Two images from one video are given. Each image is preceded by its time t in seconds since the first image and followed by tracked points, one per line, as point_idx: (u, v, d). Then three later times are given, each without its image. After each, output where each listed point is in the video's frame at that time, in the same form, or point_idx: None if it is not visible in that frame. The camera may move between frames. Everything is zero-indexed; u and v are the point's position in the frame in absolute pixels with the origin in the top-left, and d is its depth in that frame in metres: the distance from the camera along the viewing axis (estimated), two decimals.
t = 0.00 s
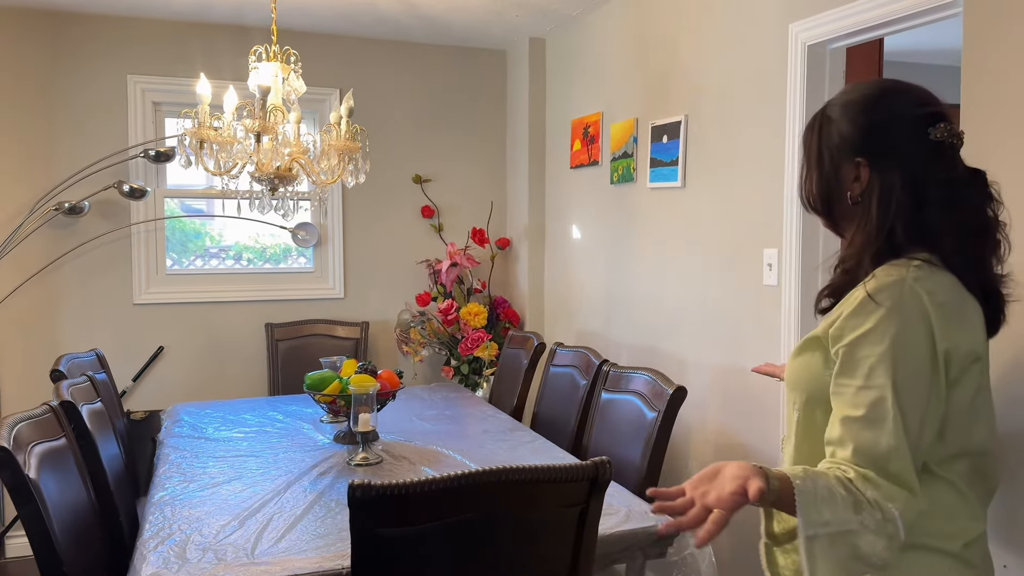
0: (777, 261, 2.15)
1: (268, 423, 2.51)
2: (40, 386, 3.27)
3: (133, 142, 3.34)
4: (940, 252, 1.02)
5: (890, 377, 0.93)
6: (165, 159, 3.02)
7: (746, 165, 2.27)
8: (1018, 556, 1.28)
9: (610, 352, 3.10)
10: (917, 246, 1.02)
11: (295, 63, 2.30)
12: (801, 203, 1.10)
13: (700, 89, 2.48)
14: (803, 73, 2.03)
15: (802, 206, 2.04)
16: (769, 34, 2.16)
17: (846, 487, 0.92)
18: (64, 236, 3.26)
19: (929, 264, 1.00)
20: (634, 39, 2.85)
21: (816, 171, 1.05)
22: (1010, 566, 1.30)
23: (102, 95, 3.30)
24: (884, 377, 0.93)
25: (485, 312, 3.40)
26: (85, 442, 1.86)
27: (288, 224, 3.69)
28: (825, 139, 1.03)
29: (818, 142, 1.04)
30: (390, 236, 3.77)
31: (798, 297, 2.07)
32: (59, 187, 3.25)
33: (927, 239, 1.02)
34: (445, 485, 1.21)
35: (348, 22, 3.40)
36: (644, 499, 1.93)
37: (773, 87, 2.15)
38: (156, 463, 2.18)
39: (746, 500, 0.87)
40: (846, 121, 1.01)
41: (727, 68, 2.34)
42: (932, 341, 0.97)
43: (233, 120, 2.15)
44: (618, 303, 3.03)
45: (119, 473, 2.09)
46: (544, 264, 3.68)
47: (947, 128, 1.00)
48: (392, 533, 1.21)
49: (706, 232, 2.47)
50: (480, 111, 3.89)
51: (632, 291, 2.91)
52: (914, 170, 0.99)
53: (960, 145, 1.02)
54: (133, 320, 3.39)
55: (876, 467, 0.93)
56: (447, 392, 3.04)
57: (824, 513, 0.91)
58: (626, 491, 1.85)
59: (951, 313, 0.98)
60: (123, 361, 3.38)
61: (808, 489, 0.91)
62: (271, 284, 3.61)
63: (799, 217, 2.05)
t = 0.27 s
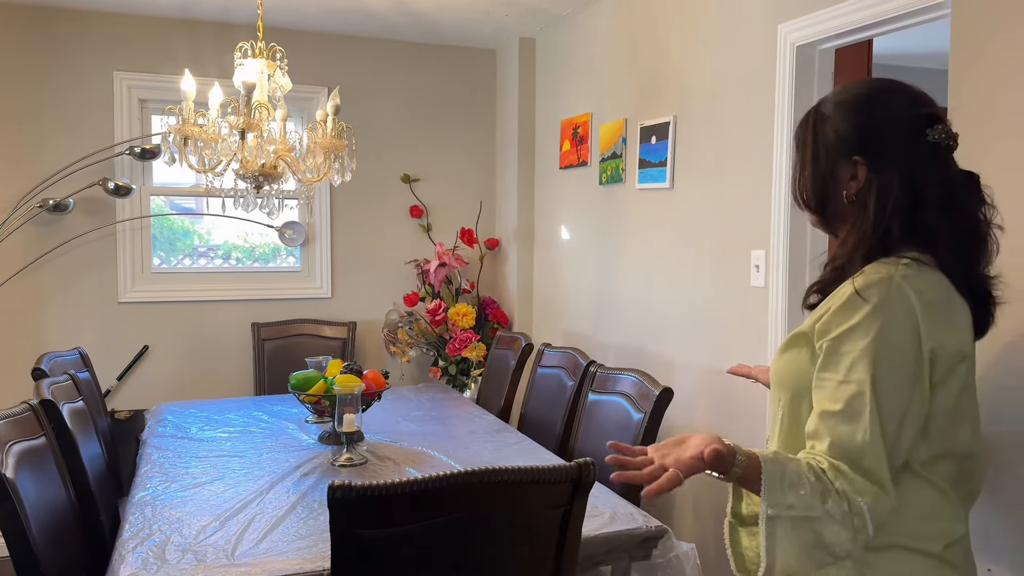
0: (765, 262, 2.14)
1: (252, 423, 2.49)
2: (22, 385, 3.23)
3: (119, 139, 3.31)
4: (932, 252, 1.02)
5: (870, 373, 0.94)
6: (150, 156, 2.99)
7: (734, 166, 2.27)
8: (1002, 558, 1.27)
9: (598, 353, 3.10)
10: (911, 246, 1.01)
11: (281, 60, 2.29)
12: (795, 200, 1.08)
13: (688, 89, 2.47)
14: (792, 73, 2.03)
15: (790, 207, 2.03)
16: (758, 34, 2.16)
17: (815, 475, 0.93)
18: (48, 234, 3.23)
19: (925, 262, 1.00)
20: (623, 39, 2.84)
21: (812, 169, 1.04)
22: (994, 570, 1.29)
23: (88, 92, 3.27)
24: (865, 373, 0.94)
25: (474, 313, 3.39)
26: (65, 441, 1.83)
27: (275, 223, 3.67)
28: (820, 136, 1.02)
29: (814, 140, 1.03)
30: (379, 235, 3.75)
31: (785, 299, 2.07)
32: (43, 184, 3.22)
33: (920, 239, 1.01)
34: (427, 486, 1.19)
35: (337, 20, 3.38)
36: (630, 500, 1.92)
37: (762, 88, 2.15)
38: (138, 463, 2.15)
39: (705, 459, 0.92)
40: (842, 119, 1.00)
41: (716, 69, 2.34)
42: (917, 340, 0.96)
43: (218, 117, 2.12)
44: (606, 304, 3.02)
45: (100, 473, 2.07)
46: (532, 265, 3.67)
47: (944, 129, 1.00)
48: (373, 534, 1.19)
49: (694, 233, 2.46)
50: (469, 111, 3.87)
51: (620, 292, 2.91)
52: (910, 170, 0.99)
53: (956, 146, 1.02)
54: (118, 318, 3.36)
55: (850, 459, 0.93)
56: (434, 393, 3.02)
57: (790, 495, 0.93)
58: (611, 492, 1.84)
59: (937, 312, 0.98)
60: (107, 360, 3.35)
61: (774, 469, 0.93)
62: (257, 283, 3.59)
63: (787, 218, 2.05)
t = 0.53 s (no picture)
0: (754, 263, 2.14)
1: (238, 424, 2.46)
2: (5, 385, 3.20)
3: (104, 137, 3.27)
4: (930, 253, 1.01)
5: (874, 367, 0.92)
6: (135, 154, 2.96)
7: (724, 166, 2.26)
8: (991, 558, 1.27)
9: (587, 353, 3.09)
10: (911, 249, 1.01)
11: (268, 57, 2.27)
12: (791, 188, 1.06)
13: (678, 89, 2.47)
14: (782, 74, 2.03)
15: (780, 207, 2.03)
16: (747, 34, 2.15)
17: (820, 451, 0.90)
18: (32, 232, 3.19)
19: (919, 263, 0.99)
20: (613, 38, 2.84)
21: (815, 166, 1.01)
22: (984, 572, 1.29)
23: (72, 89, 3.24)
24: (864, 368, 0.92)
25: (462, 313, 3.37)
26: (48, 442, 1.81)
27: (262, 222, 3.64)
28: (831, 134, 0.99)
29: (823, 137, 1.00)
30: (367, 234, 3.73)
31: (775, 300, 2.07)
32: (27, 182, 3.18)
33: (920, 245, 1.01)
34: (414, 488, 1.18)
35: (325, 18, 3.36)
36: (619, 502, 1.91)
37: (752, 88, 2.14)
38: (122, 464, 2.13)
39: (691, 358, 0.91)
40: (855, 117, 0.98)
41: (705, 68, 2.34)
42: (914, 336, 0.95)
43: (204, 115, 2.09)
44: (595, 303, 3.02)
45: (83, 475, 2.04)
46: (521, 264, 3.66)
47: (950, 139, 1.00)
48: (360, 536, 1.18)
49: (683, 233, 2.46)
50: (458, 110, 3.86)
51: (609, 291, 2.90)
52: (919, 178, 0.98)
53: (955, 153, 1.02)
54: (102, 318, 3.32)
55: (857, 446, 0.90)
56: (422, 393, 3.01)
57: (805, 469, 0.88)
58: (600, 494, 1.83)
59: (932, 310, 0.97)
60: (92, 360, 3.32)
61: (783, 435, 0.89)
62: (244, 282, 3.56)
63: (777, 218, 2.05)
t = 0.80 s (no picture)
0: (743, 263, 2.14)
1: (222, 427, 2.43)
2: None
3: (84, 135, 3.22)
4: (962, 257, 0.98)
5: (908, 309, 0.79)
6: (116, 153, 2.92)
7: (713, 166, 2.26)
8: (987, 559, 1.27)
9: (574, 353, 3.08)
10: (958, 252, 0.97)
11: (253, 55, 2.24)
12: (843, 174, 0.89)
13: (666, 88, 2.46)
14: (771, 73, 2.03)
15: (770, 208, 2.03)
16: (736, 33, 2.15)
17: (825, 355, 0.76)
18: (9, 232, 3.14)
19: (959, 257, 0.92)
20: (600, 37, 2.83)
21: (897, 166, 0.88)
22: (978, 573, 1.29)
23: (51, 86, 3.18)
24: (896, 316, 0.79)
25: (448, 313, 3.35)
26: (28, 447, 1.77)
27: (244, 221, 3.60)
28: (910, 126, 0.89)
29: (903, 128, 0.89)
30: (352, 234, 3.70)
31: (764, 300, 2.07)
32: (4, 180, 3.12)
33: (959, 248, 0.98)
34: (407, 493, 1.16)
35: (309, 16, 3.33)
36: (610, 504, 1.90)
37: (741, 87, 2.14)
38: (104, 468, 2.09)
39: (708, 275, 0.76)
40: (927, 110, 0.90)
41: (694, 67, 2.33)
42: (949, 318, 0.82)
43: (188, 113, 2.07)
44: (583, 303, 3.01)
45: (65, 479, 2.00)
46: (507, 264, 3.64)
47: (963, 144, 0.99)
48: (351, 542, 1.16)
49: (671, 232, 2.45)
50: (444, 109, 3.84)
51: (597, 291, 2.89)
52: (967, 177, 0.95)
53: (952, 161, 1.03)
54: (82, 319, 3.27)
55: (867, 378, 0.76)
56: (409, 394, 2.98)
57: (801, 349, 0.73)
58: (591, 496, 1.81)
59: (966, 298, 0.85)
60: (72, 362, 3.26)
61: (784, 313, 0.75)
62: (227, 283, 3.52)
63: (767, 219, 2.05)
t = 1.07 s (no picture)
0: (726, 262, 2.14)
1: (199, 432, 2.38)
2: None
3: (52, 134, 3.14)
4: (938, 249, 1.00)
5: (964, 354, 0.74)
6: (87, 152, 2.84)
7: (696, 165, 2.25)
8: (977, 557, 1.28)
9: (556, 353, 3.07)
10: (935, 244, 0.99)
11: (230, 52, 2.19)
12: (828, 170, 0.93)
13: (648, 87, 2.46)
14: (754, 73, 2.03)
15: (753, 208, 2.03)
16: (719, 33, 2.15)
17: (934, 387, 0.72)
18: None
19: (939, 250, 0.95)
20: (581, 36, 2.81)
21: (882, 168, 0.92)
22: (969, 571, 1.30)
23: (17, 84, 3.10)
24: (961, 354, 0.75)
25: (428, 314, 3.32)
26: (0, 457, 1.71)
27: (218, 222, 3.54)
28: (895, 122, 0.92)
29: (887, 124, 0.92)
30: (329, 235, 3.65)
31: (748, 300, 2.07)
32: None
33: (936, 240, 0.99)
34: (399, 501, 1.13)
35: (285, 13, 3.27)
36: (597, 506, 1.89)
37: (724, 87, 2.14)
38: (78, 476, 2.03)
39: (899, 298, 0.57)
40: (913, 106, 0.93)
41: (676, 67, 2.33)
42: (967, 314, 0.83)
43: (164, 112, 2.02)
44: (564, 303, 3.00)
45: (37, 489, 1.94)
46: (487, 264, 3.62)
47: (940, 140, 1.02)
48: (342, 552, 1.13)
49: (654, 232, 2.45)
50: (421, 108, 3.80)
51: (579, 291, 2.88)
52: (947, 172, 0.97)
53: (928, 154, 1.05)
54: (52, 323, 3.19)
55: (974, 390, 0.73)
56: (389, 397, 2.95)
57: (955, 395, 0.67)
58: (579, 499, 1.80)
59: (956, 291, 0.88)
60: (41, 367, 3.18)
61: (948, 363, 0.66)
62: (201, 285, 3.46)
63: (750, 218, 2.05)
